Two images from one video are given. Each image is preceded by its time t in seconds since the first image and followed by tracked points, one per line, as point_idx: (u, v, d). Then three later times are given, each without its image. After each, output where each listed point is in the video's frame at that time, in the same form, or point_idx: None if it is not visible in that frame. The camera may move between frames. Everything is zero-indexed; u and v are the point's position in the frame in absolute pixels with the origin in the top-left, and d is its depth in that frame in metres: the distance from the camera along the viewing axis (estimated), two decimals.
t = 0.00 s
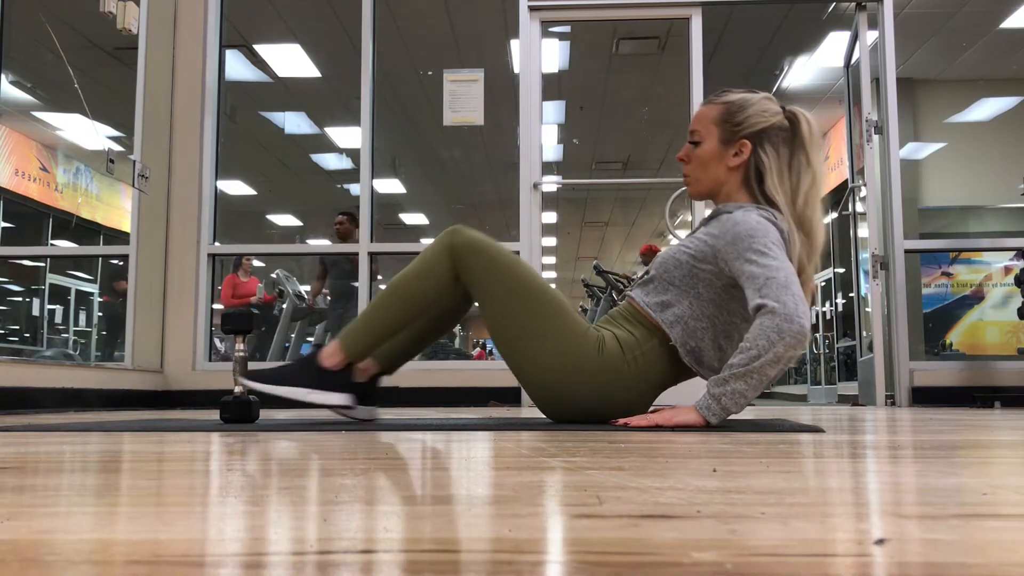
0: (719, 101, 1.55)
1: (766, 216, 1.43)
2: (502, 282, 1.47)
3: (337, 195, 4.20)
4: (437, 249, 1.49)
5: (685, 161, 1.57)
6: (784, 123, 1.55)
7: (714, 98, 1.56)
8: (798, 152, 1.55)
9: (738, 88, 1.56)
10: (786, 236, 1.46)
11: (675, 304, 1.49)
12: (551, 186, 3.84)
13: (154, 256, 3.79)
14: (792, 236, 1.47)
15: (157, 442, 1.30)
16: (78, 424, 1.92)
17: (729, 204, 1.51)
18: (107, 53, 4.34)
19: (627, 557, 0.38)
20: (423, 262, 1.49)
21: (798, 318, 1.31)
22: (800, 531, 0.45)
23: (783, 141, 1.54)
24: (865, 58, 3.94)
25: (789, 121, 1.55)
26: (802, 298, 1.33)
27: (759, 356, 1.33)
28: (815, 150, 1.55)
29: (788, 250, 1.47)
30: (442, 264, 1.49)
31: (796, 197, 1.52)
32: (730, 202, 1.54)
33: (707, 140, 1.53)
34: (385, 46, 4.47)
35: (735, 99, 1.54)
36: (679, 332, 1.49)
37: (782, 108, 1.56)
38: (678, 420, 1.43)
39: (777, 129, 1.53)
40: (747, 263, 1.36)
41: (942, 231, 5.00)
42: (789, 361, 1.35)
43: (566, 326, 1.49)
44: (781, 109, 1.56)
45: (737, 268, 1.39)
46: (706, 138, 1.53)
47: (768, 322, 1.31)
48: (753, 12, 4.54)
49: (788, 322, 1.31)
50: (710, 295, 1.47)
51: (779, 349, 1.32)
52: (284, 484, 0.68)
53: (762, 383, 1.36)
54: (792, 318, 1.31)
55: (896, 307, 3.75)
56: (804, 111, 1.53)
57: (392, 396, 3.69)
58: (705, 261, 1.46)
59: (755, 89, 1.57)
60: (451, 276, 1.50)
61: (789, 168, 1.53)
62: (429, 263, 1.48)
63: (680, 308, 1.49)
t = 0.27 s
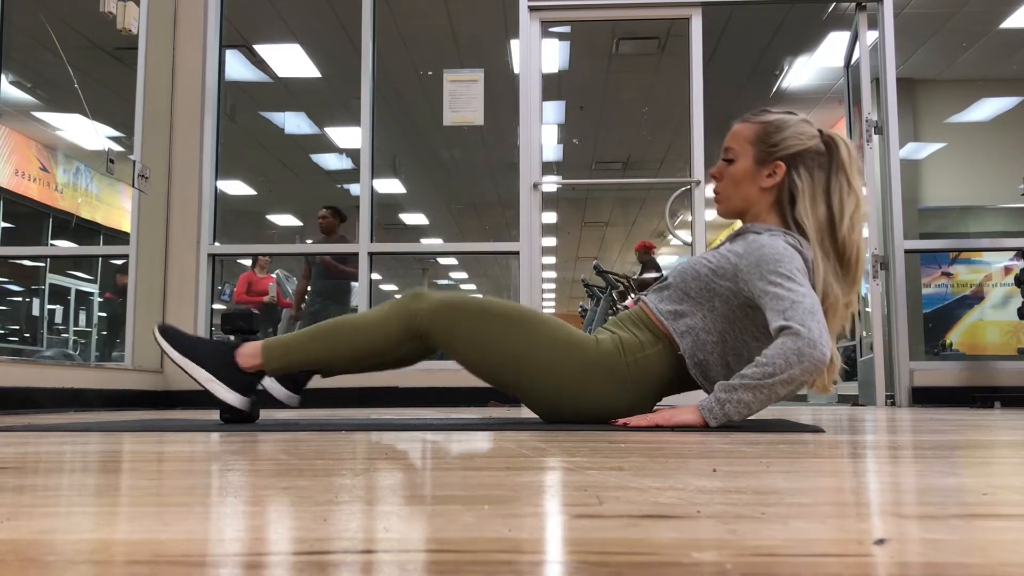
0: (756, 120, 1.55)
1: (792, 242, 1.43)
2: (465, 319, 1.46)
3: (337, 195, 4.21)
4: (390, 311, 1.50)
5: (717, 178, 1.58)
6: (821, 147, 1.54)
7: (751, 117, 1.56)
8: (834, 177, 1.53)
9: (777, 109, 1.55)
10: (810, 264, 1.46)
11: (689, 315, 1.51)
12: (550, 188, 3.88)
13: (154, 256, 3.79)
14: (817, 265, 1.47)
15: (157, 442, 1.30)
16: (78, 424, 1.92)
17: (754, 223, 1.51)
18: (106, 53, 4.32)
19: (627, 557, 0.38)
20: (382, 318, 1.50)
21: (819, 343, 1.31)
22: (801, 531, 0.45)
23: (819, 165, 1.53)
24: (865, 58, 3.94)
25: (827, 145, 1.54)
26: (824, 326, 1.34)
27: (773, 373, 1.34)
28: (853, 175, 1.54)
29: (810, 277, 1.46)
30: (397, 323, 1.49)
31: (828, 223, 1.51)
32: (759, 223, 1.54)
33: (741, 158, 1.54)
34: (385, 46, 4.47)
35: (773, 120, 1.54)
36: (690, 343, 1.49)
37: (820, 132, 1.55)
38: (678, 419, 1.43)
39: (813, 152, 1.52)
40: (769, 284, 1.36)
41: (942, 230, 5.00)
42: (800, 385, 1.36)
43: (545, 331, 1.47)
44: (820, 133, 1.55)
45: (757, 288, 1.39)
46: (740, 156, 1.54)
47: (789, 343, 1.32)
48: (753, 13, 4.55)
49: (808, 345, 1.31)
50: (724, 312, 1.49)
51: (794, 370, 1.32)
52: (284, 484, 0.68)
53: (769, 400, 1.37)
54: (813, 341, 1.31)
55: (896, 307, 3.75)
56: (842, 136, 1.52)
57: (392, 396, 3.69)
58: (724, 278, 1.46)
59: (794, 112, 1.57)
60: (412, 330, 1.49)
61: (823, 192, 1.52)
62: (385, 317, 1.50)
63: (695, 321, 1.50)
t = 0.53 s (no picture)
0: (766, 122, 1.55)
1: (796, 246, 1.43)
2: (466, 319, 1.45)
3: (337, 195, 4.21)
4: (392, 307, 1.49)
5: (725, 177, 1.59)
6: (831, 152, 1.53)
7: (762, 119, 1.56)
8: (845, 183, 1.53)
9: (788, 112, 1.56)
10: (814, 267, 1.45)
11: (691, 317, 1.51)
12: (551, 185, 3.80)
13: (154, 256, 3.79)
14: (822, 269, 1.46)
15: (157, 442, 1.30)
16: (78, 424, 1.92)
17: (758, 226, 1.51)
18: (106, 52, 4.34)
19: (628, 557, 0.38)
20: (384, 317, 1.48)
21: (813, 354, 1.32)
22: (802, 531, 0.45)
23: (829, 169, 1.53)
24: (865, 58, 3.94)
25: (837, 151, 1.54)
26: (819, 336, 1.34)
27: (764, 381, 1.35)
28: (863, 182, 1.53)
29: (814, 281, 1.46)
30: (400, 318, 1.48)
31: (834, 228, 1.50)
32: (763, 224, 1.54)
33: (748, 158, 1.54)
34: (385, 45, 4.47)
35: (783, 122, 1.54)
36: (693, 345, 1.50)
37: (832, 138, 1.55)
38: (666, 418, 1.43)
39: (822, 157, 1.52)
40: (769, 291, 1.37)
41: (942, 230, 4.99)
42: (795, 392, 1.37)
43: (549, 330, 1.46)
44: (831, 138, 1.55)
45: (758, 293, 1.39)
46: (748, 156, 1.54)
47: (783, 352, 1.32)
48: (753, 13, 4.55)
49: (802, 357, 1.31)
50: (726, 313, 1.50)
51: (786, 380, 1.33)
52: (284, 484, 0.68)
53: (760, 406, 1.39)
54: (807, 352, 1.32)
55: (896, 307, 3.75)
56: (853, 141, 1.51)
57: (392, 396, 3.69)
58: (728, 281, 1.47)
59: (807, 117, 1.57)
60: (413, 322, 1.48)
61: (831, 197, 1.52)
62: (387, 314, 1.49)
63: (696, 322, 1.51)
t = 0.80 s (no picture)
0: (719, 89, 1.55)
1: (752, 205, 1.43)
2: (525, 268, 1.46)
3: (337, 195, 4.21)
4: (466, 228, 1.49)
5: (678, 145, 1.58)
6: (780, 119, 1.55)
7: (715, 86, 1.56)
8: (794, 150, 1.55)
9: (740, 80, 1.56)
10: (772, 225, 1.44)
11: (666, 298, 1.50)
12: (550, 187, 3.85)
13: (154, 257, 3.80)
14: (780, 228, 1.45)
15: (157, 441, 1.30)
16: (78, 424, 1.92)
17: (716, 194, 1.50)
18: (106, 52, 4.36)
19: (627, 557, 0.38)
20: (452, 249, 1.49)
21: (785, 317, 1.32)
22: (801, 531, 0.45)
23: (779, 136, 1.54)
24: (865, 58, 3.94)
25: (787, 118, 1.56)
26: (787, 295, 1.34)
27: (748, 356, 1.34)
28: (811, 149, 1.55)
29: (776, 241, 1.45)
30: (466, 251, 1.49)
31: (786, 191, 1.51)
32: (717, 191, 1.53)
33: (702, 125, 1.54)
34: (385, 45, 4.47)
35: (735, 89, 1.54)
36: (673, 325, 1.49)
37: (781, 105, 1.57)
38: (667, 419, 1.42)
39: (774, 123, 1.53)
40: (733, 259, 1.37)
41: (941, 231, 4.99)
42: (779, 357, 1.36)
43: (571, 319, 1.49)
44: (780, 105, 1.56)
45: (724, 263, 1.39)
46: (702, 123, 1.54)
47: (755, 321, 1.32)
48: (753, 12, 4.55)
49: (775, 322, 1.31)
50: (699, 286, 1.48)
51: (768, 349, 1.32)
52: (284, 483, 0.68)
53: (752, 383, 1.37)
54: (780, 317, 1.32)
55: (896, 307, 3.75)
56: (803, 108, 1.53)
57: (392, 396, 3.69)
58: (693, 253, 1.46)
59: (757, 83, 1.58)
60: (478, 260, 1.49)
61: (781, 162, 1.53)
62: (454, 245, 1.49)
63: (671, 301, 1.49)
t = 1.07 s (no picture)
0: (707, 91, 1.55)
1: (754, 204, 1.43)
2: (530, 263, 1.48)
3: (338, 196, 4.21)
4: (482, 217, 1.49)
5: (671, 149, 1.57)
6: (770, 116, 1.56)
7: (702, 88, 1.56)
8: (783, 146, 1.57)
9: (726, 80, 1.56)
10: (772, 223, 1.46)
11: (668, 298, 1.50)
12: (551, 187, 3.83)
13: (154, 257, 3.80)
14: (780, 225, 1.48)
15: (157, 442, 1.30)
16: (79, 424, 1.92)
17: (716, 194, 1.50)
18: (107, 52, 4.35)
19: (627, 557, 0.38)
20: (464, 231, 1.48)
21: (785, 316, 1.31)
22: (800, 532, 0.45)
23: (769, 133, 1.56)
24: (865, 58, 3.94)
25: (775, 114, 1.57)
26: (788, 293, 1.33)
27: (747, 357, 1.33)
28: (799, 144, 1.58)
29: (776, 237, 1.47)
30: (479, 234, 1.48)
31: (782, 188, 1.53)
32: (716, 191, 1.53)
33: (694, 127, 1.54)
34: (385, 45, 4.48)
35: (723, 90, 1.55)
36: (674, 325, 1.49)
37: (768, 102, 1.58)
38: (667, 419, 1.42)
39: (764, 121, 1.55)
40: (734, 258, 1.36)
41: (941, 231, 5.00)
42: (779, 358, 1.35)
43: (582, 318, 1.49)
44: (767, 102, 1.57)
45: (725, 262, 1.39)
46: (694, 125, 1.54)
47: (755, 320, 1.32)
48: (752, 13, 4.55)
49: (774, 321, 1.31)
50: (701, 287, 1.48)
51: (766, 348, 1.32)
52: (283, 484, 0.68)
53: (751, 384, 1.37)
54: (779, 316, 1.31)
55: (896, 307, 3.75)
56: (791, 104, 1.55)
57: (392, 396, 3.69)
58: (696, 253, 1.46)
59: (743, 81, 1.58)
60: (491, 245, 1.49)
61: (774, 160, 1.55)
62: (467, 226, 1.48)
63: (672, 301, 1.49)
